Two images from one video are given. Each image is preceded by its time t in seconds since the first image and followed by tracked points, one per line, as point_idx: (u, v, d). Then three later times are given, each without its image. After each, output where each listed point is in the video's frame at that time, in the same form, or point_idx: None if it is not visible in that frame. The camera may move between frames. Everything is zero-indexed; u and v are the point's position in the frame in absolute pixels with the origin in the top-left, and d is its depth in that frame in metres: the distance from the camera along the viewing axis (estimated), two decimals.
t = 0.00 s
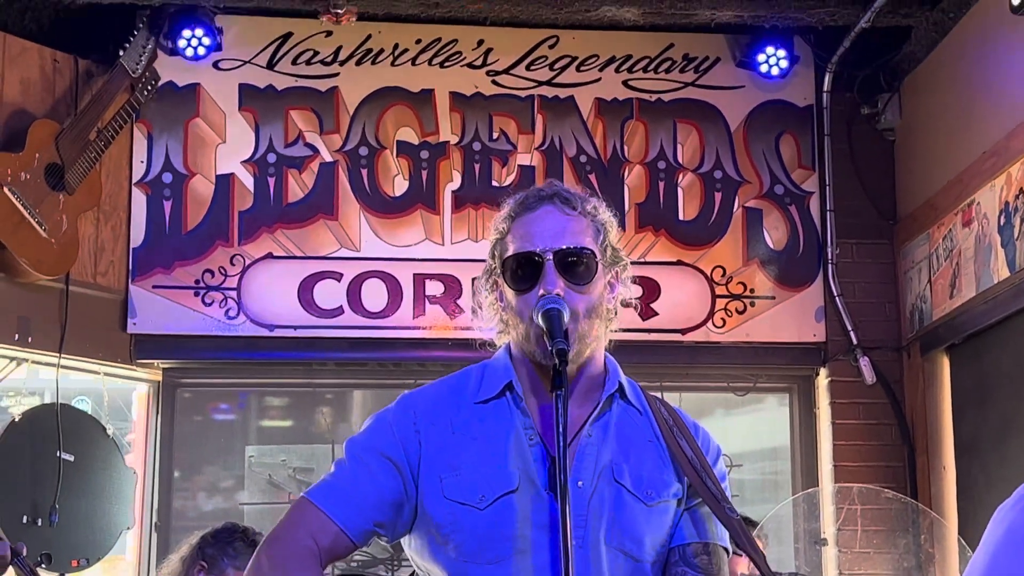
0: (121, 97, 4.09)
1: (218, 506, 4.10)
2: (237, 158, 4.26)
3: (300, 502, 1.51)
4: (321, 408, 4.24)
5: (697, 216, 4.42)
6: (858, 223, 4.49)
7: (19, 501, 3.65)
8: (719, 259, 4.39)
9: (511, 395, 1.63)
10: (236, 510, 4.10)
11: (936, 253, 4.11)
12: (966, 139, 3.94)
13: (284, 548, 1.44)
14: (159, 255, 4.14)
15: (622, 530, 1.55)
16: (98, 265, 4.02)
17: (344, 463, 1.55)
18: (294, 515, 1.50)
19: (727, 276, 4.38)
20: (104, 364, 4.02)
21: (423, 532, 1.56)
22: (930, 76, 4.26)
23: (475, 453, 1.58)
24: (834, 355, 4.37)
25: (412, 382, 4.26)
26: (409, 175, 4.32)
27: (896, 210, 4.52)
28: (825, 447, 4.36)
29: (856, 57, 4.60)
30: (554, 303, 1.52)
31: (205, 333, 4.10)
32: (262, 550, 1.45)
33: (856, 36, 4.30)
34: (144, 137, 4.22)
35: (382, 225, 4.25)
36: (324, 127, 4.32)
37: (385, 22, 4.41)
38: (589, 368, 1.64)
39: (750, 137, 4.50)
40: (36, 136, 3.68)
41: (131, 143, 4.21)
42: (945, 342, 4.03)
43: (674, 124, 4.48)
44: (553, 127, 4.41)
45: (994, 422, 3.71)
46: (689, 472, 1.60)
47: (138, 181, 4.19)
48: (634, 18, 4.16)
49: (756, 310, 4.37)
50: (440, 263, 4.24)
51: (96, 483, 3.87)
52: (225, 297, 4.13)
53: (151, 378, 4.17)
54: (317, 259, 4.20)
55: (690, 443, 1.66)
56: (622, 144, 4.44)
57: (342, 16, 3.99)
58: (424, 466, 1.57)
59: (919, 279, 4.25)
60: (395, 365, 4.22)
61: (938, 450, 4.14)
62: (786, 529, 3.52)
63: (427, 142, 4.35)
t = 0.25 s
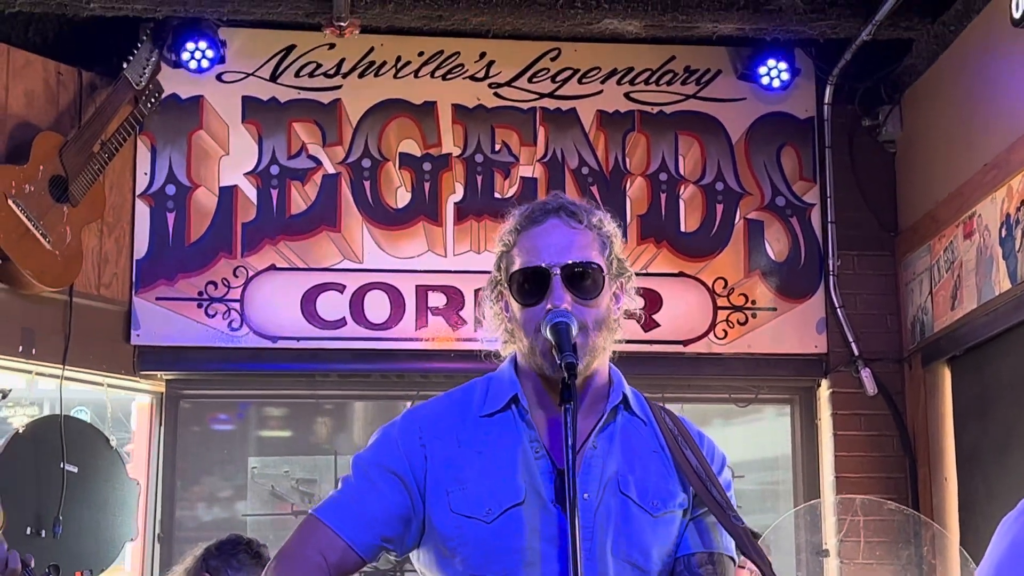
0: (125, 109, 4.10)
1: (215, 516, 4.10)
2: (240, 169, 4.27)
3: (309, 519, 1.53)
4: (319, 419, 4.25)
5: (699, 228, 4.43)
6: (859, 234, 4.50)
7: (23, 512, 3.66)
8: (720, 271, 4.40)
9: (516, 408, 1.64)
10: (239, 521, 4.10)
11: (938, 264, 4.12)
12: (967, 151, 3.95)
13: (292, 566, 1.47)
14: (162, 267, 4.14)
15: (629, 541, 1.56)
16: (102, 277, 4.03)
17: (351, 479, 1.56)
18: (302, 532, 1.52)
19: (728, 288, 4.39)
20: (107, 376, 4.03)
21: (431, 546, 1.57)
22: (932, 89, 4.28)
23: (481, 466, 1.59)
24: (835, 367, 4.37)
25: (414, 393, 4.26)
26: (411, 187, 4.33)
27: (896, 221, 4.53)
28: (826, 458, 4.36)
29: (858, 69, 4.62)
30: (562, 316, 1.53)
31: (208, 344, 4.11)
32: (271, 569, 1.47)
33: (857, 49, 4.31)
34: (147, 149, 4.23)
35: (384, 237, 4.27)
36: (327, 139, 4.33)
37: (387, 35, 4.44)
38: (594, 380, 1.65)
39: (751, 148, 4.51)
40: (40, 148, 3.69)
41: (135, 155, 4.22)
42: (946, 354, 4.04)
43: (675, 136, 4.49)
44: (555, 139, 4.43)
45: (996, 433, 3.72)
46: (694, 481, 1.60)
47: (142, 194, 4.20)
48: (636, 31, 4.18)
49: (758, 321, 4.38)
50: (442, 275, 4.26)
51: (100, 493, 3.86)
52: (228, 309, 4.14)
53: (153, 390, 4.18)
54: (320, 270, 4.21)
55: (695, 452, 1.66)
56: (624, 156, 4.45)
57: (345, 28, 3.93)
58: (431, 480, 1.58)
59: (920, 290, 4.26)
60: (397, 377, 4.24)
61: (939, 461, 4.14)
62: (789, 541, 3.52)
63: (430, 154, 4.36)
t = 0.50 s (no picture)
0: (127, 121, 4.10)
1: (210, 525, 4.09)
2: (242, 180, 4.28)
3: (318, 532, 1.53)
4: (316, 428, 4.24)
5: (700, 238, 4.43)
6: (860, 245, 4.51)
7: (25, 523, 3.67)
8: (722, 281, 4.40)
9: (526, 422, 1.64)
10: (240, 532, 4.09)
11: (939, 275, 4.12)
12: (969, 162, 3.96)
13: None
14: (164, 278, 4.14)
15: (637, 556, 1.56)
16: (104, 287, 4.03)
17: (360, 493, 1.56)
18: (311, 545, 1.52)
19: (730, 298, 4.39)
20: (109, 387, 4.03)
21: (440, 560, 1.56)
22: (933, 99, 4.28)
23: (490, 480, 1.59)
24: (836, 377, 4.37)
25: (415, 404, 4.26)
26: (413, 199, 4.33)
27: (897, 232, 4.53)
28: (827, 468, 4.36)
29: (859, 80, 4.62)
30: (572, 330, 1.53)
31: (210, 355, 4.11)
32: None
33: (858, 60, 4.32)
34: (149, 160, 4.24)
35: (386, 248, 4.27)
36: (329, 150, 4.34)
37: (388, 46, 4.45)
38: (603, 395, 1.65)
39: (752, 159, 4.52)
40: (42, 160, 3.70)
41: (137, 166, 4.23)
42: (947, 365, 4.04)
43: (676, 147, 4.50)
44: (557, 150, 4.43)
45: (998, 444, 3.71)
46: (703, 496, 1.60)
47: (144, 205, 4.20)
48: (637, 42, 4.19)
49: (759, 331, 4.38)
50: (444, 285, 4.26)
51: (101, 503, 3.87)
52: (230, 320, 4.14)
53: (154, 401, 4.17)
54: (321, 281, 4.22)
55: (704, 467, 1.66)
56: (625, 166, 4.46)
57: (347, 39, 3.99)
58: (440, 494, 1.58)
59: (921, 301, 4.27)
60: (399, 388, 4.24)
61: (941, 472, 4.13)
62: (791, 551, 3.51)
63: (431, 165, 4.37)
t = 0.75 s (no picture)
0: (128, 131, 4.11)
1: (208, 535, 4.09)
2: (243, 191, 4.28)
3: (324, 539, 1.54)
4: (313, 438, 4.24)
5: (700, 248, 4.44)
6: (860, 256, 4.51)
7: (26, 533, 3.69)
8: (722, 291, 4.41)
9: (533, 434, 1.64)
10: (241, 542, 4.09)
11: (939, 285, 4.12)
12: (968, 172, 3.97)
13: None
14: (165, 288, 4.15)
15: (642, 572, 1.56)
16: (105, 298, 4.03)
17: (367, 500, 1.57)
18: (317, 552, 1.53)
19: (730, 308, 4.40)
20: (110, 398, 4.03)
21: (445, 569, 1.57)
22: (933, 109, 4.29)
23: (496, 492, 1.59)
24: (836, 388, 4.37)
25: (415, 414, 4.27)
26: (413, 209, 4.34)
27: (897, 242, 4.54)
28: (828, 478, 4.36)
29: (858, 91, 4.62)
30: (578, 342, 1.54)
31: (211, 365, 4.11)
32: None
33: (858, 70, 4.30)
34: (150, 171, 4.24)
35: (387, 258, 4.28)
36: (330, 160, 4.35)
37: (389, 57, 4.46)
38: (611, 409, 1.65)
39: (752, 169, 4.53)
40: (43, 171, 3.70)
41: (138, 177, 4.23)
42: (947, 375, 4.04)
43: (676, 157, 4.51)
44: (557, 161, 4.44)
45: (998, 454, 3.72)
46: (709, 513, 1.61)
47: (144, 216, 4.20)
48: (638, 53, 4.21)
49: (759, 341, 4.38)
50: (444, 296, 4.27)
51: (100, 512, 3.90)
52: (230, 330, 4.15)
53: (155, 412, 4.17)
54: (321, 291, 4.22)
55: (710, 483, 1.66)
56: (625, 177, 4.46)
57: (348, 51, 3.97)
58: (446, 504, 1.59)
59: (921, 311, 4.27)
60: (399, 398, 4.24)
61: (942, 482, 4.13)
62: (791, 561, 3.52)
63: (431, 176, 4.37)
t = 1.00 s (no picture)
0: (127, 139, 4.11)
1: (203, 541, 4.09)
2: (242, 198, 4.29)
3: (329, 544, 1.56)
4: (308, 444, 4.24)
5: (697, 256, 4.45)
6: (857, 263, 4.52)
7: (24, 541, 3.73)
8: (719, 298, 4.42)
9: (539, 442, 1.71)
10: (239, 548, 4.09)
11: (936, 291, 4.13)
12: (965, 179, 3.98)
13: None
14: (164, 296, 4.15)
15: None
16: (103, 305, 4.04)
17: (374, 506, 1.60)
18: (323, 557, 1.55)
19: (727, 315, 4.41)
20: (108, 405, 4.04)
21: None
22: (930, 116, 4.30)
23: (502, 500, 1.64)
24: (834, 394, 4.38)
25: (413, 421, 4.27)
26: (411, 216, 4.34)
27: (894, 248, 4.55)
28: (825, 484, 4.37)
29: (855, 98, 4.63)
30: (581, 350, 1.58)
31: (209, 372, 4.11)
32: None
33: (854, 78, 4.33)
34: (148, 178, 4.24)
35: (385, 265, 4.28)
36: (328, 168, 4.35)
37: (387, 64, 4.47)
38: (615, 419, 1.70)
39: (749, 176, 4.54)
40: (42, 179, 3.70)
41: (136, 184, 4.23)
42: (945, 381, 4.05)
43: (673, 165, 4.52)
44: (555, 168, 4.45)
45: (996, 460, 3.72)
46: (713, 524, 1.67)
47: (143, 223, 4.21)
48: (635, 60, 4.22)
49: (757, 348, 4.39)
50: (443, 302, 4.28)
51: (99, 521, 3.92)
52: (229, 337, 4.15)
53: (153, 419, 4.17)
54: (319, 299, 4.22)
55: (714, 495, 1.72)
56: (622, 184, 4.47)
57: (347, 58, 3.96)
58: (452, 511, 1.63)
59: (918, 317, 4.28)
60: (398, 405, 4.25)
61: (940, 488, 4.13)
62: (789, 568, 3.52)
63: (429, 183, 4.38)
